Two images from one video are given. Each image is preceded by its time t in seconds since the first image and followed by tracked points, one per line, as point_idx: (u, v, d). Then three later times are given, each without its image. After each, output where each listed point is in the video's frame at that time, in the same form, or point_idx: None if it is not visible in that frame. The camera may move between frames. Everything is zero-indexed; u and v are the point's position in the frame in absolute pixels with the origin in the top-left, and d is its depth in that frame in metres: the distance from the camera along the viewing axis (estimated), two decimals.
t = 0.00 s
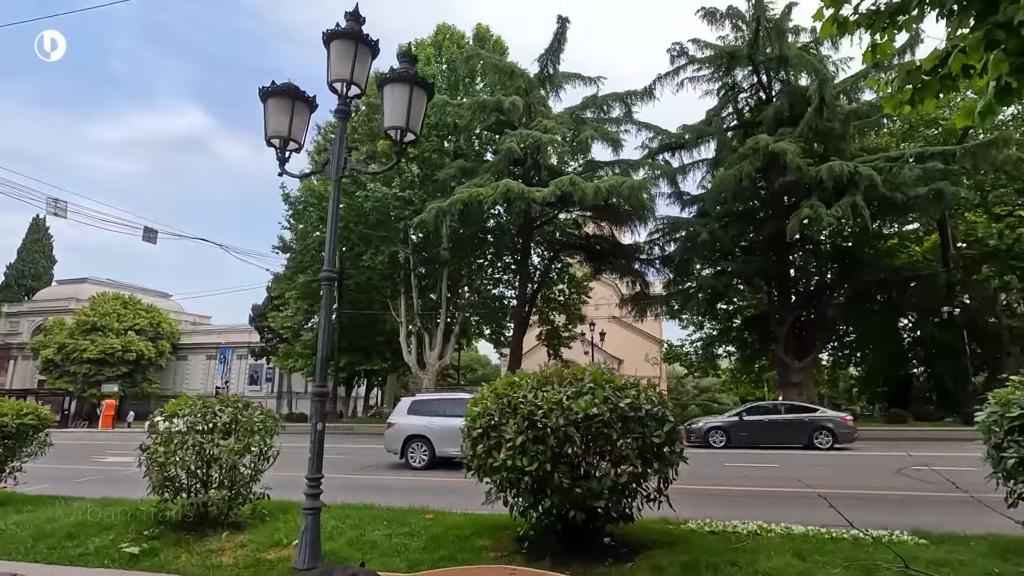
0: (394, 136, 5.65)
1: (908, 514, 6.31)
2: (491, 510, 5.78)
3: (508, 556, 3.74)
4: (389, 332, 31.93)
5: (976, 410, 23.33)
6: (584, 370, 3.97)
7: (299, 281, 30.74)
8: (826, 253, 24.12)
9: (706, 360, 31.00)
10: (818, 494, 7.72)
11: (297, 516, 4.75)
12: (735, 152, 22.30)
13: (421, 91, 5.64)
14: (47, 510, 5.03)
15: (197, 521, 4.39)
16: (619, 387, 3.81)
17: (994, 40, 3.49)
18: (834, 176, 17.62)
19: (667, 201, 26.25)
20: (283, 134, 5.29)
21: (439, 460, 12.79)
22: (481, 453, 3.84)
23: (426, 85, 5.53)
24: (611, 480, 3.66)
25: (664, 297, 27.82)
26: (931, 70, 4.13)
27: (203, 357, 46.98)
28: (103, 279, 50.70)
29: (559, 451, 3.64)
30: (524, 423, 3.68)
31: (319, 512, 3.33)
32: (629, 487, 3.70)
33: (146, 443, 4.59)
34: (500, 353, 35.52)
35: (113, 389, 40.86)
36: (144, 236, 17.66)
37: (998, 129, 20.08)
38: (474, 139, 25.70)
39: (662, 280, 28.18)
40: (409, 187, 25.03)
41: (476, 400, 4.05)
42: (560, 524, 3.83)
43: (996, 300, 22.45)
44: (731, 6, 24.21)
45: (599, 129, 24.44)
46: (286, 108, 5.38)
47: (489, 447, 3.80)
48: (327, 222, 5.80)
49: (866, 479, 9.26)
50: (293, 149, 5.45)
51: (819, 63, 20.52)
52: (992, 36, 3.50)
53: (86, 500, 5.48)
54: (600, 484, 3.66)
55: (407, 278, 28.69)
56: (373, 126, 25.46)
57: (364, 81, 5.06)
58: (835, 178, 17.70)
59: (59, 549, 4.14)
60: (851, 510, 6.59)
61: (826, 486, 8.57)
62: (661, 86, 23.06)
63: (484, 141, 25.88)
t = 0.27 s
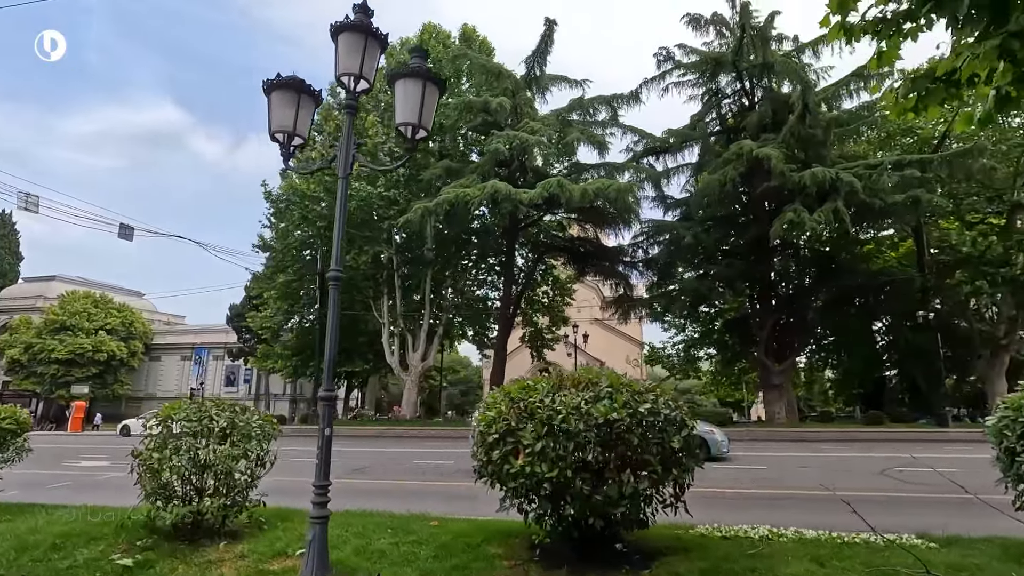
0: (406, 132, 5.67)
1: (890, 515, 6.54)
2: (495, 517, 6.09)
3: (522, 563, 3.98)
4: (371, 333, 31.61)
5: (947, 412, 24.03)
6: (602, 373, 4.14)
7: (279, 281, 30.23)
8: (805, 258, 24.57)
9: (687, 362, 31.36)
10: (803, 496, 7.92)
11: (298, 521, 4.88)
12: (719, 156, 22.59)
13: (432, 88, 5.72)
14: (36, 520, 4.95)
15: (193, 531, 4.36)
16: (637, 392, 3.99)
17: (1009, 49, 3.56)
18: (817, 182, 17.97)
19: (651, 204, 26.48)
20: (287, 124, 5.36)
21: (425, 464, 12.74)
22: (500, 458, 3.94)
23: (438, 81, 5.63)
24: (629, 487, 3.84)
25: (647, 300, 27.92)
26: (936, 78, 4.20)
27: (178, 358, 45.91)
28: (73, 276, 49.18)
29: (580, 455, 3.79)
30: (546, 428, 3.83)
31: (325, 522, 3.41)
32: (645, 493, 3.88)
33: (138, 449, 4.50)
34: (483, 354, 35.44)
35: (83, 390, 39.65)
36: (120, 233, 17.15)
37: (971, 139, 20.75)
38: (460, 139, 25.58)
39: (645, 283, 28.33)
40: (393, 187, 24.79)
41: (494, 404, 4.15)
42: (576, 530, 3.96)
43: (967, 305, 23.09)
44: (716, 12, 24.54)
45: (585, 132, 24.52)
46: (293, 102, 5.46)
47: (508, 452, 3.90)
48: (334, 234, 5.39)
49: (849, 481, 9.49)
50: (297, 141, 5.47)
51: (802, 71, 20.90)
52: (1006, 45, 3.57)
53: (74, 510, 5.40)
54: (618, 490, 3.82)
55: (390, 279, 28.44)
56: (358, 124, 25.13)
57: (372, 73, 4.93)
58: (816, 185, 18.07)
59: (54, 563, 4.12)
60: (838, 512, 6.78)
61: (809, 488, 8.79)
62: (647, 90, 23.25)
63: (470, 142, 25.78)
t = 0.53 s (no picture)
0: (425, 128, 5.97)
1: (877, 517, 6.75)
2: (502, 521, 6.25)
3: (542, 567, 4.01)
4: (357, 335, 31.34)
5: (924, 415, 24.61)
6: (623, 375, 4.17)
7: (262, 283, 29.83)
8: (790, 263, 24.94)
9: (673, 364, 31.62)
10: (797, 498, 8.08)
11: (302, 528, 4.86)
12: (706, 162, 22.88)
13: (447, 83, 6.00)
14: (35, 528, 4.94)
15: (196, 535, 4.36)
16: (661, 393, 4.03)
17: None
18: (803, 188, 18.29)
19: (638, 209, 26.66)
20: (303, 120, 5.54)
21: (415, 467, 12.70)
22: (522, 459, 3.95)
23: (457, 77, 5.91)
24: (652, 489, 3.85)
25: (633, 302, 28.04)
26: (943, 85, 4.38)
27: (156, 360, 44.96)
28: (46, 276, 47.91)
29: (604, 457, 3.82)
30: (571, 429, 3.84)
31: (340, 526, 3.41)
32: (665, 496, 3.91)
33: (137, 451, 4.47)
34: (470, 357, 35.34)
35: (56, 393, 38.62)
36: (101, 232, 16.74)
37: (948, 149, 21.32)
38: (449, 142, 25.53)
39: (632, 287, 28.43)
40: (382, 188, 24.60)
41: (515, 405, 4.16)
42: (597, 532, 4.00)
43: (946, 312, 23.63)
44: (704, 20, 24.87)
45: (575, 136, 24.62)
46: (305, 95, 5.61)
47: (531, 453, 3.92)
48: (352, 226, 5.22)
49: (840, 483, 9.68)
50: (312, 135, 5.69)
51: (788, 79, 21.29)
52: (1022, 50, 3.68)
53: (70, 517, 5.37)
54: (639, 493, 3.85)
55: (377, 281, 28.22)
56: (346, 124, 24.86)
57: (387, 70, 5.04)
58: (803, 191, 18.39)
59: (54, 572, 4.12)
60: (833, 513, 6.92)
61: (796, 490, 8.97)
62: (636, 95, 23.44)
63: (459, 144, 25.73)
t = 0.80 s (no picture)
0: (450, 131, 5.99)
1: (867, 519, 6.97)
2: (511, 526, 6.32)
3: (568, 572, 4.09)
4: (347, 339, 31.13)
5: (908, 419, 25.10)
6: (648, 380, 4.30)
7: (251, 285, 29.52)
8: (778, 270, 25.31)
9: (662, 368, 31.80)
10: (793, 501, 8.23)
11: (317, 536, 4.91)
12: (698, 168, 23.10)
13: (472, 87, 6.05)
14: (44, 537, 5.00)
15: (212, 541, 4.49)
16: (687, 397, 4.17)
17: None
18: (795, 196, 18.56)
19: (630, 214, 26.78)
20: (325, 120, 5.64)
21: (409, 471, 12.69)
22: (552, 464, 3.99)
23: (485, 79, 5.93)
24: (681, 493, 3.96)
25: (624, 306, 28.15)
26: (950, 94, 4.47)
27: (139, 363, 44.20)
28: (26, 277, 46.88)
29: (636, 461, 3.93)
30: (603, 433, 3.92)
31: (365, 532, 3.46)
32: (695, 501, 4.00)
33: (152, 459, 4.60)
34: (461, 361, 35.26)
35: (36, 397, 37.82)
36: (89, 232, 16.44)
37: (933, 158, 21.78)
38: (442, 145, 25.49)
39: (623, 292, 28.56)
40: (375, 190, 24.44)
41: (543, 411, 4.20)
42: (626, 537, 4.08)
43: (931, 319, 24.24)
44: (696, 27, 25.13)
45: (568, 141, 24.70)
46: (328, 96, 5.73)
47: (563, 457, 3.96)
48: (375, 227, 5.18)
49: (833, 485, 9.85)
50: (333, 135, 5.77)
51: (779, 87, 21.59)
52: None
53: (77, 525, 5.41)
54: (669, 497, 3.96)
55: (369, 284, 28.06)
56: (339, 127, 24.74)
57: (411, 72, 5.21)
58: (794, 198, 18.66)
59: None
60: (831, 516, 7.07)
61: (790, 493, 9.15)
62: (630, 101, 23.60)
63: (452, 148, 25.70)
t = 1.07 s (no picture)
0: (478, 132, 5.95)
1: (870, 522, 7.06)
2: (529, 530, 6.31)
3: None
4: (342, 342, 30.98)
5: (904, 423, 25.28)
6: (677, 385, 4.36)
7: (246, 288, 29.31)
8: (774, 275, 25.49)
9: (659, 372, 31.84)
10: (797, 504, 8.32)
11: (336, 541, 4.88)
12: (695, 173, 23.19)
13: (498, 88, 6.02)
14: (56, 543, 4.98)
15: (230, 547, 4.48)
16: (717, 401, 4.25)
17: None
18: (793, 200, 18.69)
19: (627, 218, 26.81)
20: (348, 119, 5.64)
21: (410, 476, 12.64)
22: (583, 468, 3.99)
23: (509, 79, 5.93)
24: (712, 499, 4.01)
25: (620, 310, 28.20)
26: (966, 100, 4.50)
27: (130, 367, 43.75)
28: (15, 279, 46.39)
29: (668, 465, 3.96)
30: (636, 436, 3.93)
31: (391, 538, 3.39)
32: (726, 505, 4.04)
33: (170, 464, 4.62)
34: (457, 364, 35.16)
35: (25, 400, 37.30)
36: (83, 233, 16.27)
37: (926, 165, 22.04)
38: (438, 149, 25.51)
39: (619, 295, 28.57)
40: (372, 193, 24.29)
41: (572, 415, 4.20)
42: (657, 542, 4.12)
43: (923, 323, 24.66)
44: (692, 33, 25.32)
45: (566, 145, 24.70)
46: (352, 96, 5.72)
47: (594, 461, 3.97)
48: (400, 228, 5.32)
49: (836, 488, 9.94)
50: (356, 134, 5.77)
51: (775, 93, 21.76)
52: None
53: (86, 531, 5.38)
54: (700, 502, 4.00)
55: (365, 288, 27.92)
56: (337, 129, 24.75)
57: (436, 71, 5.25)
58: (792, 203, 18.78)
59: None
60: (838, 520, 7.16)
61: (794, 496, 9.23)
62: (628, 106, 23.71)
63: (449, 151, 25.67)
